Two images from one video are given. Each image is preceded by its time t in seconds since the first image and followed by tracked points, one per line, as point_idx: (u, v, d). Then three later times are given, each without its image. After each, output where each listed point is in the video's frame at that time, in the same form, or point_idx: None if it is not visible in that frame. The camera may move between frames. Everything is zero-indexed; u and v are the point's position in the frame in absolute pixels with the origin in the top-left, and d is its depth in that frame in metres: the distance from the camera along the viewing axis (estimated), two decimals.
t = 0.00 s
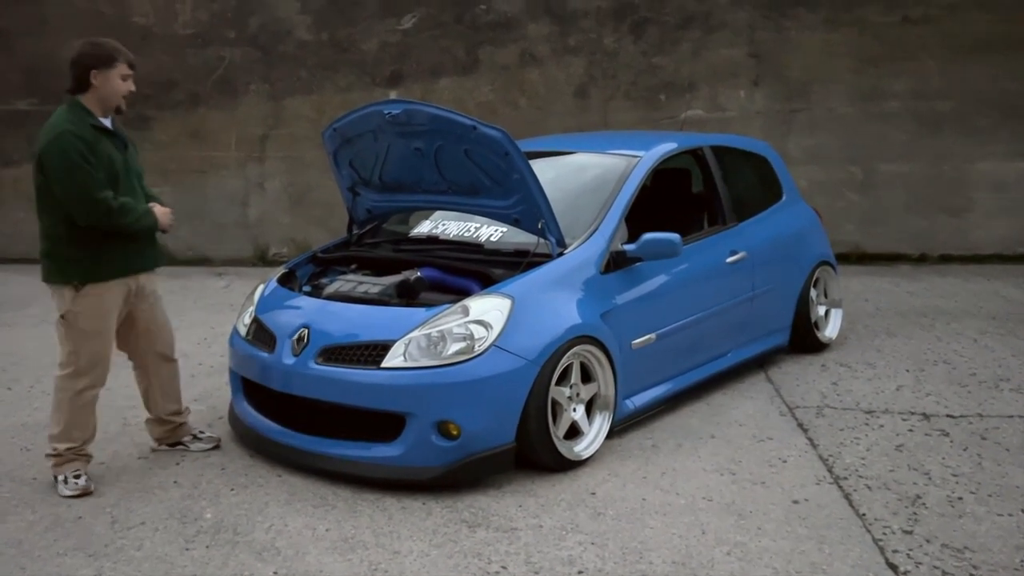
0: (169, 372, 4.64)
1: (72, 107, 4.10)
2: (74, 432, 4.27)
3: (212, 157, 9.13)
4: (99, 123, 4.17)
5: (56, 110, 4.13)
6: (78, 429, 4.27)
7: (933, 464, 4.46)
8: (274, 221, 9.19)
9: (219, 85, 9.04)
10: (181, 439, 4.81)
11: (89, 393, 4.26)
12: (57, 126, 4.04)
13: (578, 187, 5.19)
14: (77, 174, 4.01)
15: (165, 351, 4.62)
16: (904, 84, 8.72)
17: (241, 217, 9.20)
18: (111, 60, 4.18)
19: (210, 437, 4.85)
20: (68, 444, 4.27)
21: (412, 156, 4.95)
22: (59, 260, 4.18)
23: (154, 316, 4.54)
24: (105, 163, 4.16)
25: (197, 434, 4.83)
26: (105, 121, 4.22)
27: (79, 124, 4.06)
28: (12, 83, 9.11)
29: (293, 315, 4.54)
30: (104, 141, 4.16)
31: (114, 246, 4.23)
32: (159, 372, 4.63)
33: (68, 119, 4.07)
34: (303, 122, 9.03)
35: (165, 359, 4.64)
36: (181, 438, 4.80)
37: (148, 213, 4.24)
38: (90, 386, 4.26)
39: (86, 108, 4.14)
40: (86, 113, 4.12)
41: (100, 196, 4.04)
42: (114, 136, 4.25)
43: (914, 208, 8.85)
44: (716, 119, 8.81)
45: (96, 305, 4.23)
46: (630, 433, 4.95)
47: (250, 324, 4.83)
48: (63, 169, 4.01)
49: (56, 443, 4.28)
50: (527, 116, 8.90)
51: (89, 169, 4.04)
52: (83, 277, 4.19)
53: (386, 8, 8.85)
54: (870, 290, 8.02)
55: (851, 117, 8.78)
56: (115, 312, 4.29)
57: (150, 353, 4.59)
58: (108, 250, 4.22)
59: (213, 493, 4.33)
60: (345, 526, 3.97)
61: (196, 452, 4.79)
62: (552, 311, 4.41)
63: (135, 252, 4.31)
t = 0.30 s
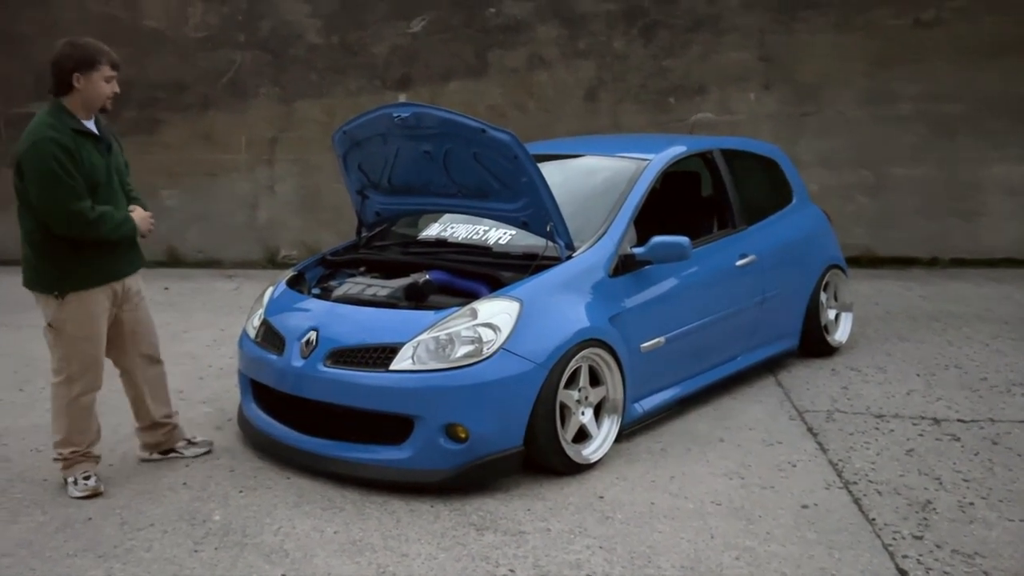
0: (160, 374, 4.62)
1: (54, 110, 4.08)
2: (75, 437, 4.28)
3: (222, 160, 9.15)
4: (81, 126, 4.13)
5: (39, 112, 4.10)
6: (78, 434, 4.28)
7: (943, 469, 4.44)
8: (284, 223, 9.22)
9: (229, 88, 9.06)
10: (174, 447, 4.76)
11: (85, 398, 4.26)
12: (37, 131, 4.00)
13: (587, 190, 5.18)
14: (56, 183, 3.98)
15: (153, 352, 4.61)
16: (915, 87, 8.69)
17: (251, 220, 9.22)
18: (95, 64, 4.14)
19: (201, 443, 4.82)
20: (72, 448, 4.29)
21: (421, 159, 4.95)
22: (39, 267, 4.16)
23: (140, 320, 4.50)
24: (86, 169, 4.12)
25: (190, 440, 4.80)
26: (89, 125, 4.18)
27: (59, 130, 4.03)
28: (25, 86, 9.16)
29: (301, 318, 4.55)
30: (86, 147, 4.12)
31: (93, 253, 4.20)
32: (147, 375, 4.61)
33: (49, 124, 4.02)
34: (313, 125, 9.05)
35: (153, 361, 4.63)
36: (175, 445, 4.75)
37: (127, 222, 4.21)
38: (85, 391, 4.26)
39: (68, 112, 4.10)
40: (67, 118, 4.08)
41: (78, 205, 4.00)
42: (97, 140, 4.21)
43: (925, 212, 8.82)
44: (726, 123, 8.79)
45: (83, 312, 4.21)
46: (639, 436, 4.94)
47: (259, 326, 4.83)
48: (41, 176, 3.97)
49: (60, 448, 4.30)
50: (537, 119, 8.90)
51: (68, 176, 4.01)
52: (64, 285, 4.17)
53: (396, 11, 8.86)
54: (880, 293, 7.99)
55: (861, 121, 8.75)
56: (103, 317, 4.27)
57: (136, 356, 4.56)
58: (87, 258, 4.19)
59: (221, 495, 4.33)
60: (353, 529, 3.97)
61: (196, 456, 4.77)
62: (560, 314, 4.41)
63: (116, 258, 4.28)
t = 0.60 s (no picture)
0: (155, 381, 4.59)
1: (49, 114, 4.09)
2: (80, 440, 4.29)
3: (232, 162, 9.18)
4: (77, 130, 4.13)
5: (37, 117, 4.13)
6: (82, 438, 4.28)
7: (954, 474, 4.41)
8: (294, 226, 9.23)
9: (239, 91, 9.09)
10: (177, 451, 4.75)
11: (86, 401, 4.25)
12: (30, 136, 4.02)
13: (596, 193, 5.18)
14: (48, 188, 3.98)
15: (150, 360, 4.58)
16: (927, 90, 8.65)
17: (261, 223, 9.24)
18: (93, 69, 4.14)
19: (202, 447, 4.84)
20: (77, 450, 4.30)
21: (430, 162, 4.95)
22: (37, 272, 4.17)
23: (139, 325, 4.50)
24: (79, 174, 4.13)
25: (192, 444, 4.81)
26: (87, 129, 4.19)
27: (51, 135, 4.04)
28: (37, 89, 9.21)
29: (310, 321, 4.55)
30: (80, 151, 4.13)
31: (89, 258, 4.19)
32: (144, 382, 4.58)
33: (42, 129, 4.04)
34: (323, 128, 9.07)
35: (150, 368, 4.60)
36: (177, 449, 4.74)
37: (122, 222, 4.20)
38: (85, 395, 4.24)
39: (63, 117, 4.11)
40: (62, 123, 4.10)
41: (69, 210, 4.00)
42: (94, 144, 4.22)
43: (936, 215, 8.78)
44: (736, 126, 8.78)
45: (80, 316, 4.20)
46: (648, 440, 4.92)
47: (269, 329, 4.84)
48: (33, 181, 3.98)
49: (67, 451, 4.32)
50: (547, 122, 8.90)
51: (58, 181, 4.01)
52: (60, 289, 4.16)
53: (406, 14, 8.87)
54: (891, 297, 7.96)
55: (872, 124, 8.72)
56: (101, 321, 4.26)
57: (133, 362, 4.54)
58: (83, 264, 4.18)
59: (230, 497, 4.34)
60: (361, 531, 3.97)
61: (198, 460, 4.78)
62: (569, 318, 4.40)
63: (114, 263, 4.27)
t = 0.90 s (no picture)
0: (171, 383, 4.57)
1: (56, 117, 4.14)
2: (93, 441, 4.30)
3: (244, 166, 9.21)
4: (81, 133, 4.17)
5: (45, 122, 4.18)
6: (95, 440, 4.30)
7: (966, 479, 4.38)
8: (306, 229, 9.26)
9: (251, 95, 9.12)
10: (189, 453, 4.74)
11: (99, 403, 4.27)
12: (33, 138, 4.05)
13: (606, 197, 5.17)
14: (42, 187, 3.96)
15: (166, 360, 4.56)
16: (940, 94, 8.61)
17: (273, 226, 9.27)
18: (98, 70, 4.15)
19: (217, 450, 4.81)
20: (90, 452, 4.32)
21: (439, 165, 4.95)
22: (44, 275, 4.19)
23: (154, 325, 4.49)
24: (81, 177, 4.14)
25: (205, 446, 4.79)
26: (92, 134, 4.23)
27: (53, 137, 4.07)
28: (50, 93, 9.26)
29: (320, 323, 4.56)
30: (82, 155, 4.15)
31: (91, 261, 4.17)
32: (159, 382, 4.56)
33: (45, 132, 4.07)
34: (335, 132, 9.09)
35: (166, 367, 4.58)
36: (189, 451, 4.74)
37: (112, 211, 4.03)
38: (98, 396, 4.26)
39: (67, 120, 4.15)
40: (65, 126, 4.13)
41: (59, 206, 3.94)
42: (99, 149, 4.24)
43: (949, 220, 8.74)
44: (748, 129, 8.76)
45: (88, 317, 4.21)
46: (657, 444, 4.91)
47: (278, 331, 4.85)
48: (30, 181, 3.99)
49: (79, 452, 4.33)
50: (558, 125, 8.90)
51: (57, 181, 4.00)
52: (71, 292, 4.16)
53: (417, 18, 8.88)
54: (903, 302, 7.92)
55: (885, 128, 8.69)
56: (112, 322, 4.27)
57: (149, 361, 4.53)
58: (85, 266, 4.16)
59: (240, 499, 4.35)
60: (370, 534, 3.97)
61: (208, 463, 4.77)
62: (579, 321, 4.40)
63: (116, 267, 4.24)
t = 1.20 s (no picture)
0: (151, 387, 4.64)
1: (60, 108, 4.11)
2: (87, 451, 4.13)
3: (221, 170, 9.24)
4: (79, 124, 4.07)
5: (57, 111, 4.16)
6: (93, 447, 4.14)
7: (924, 469, 4.50)
8: (282, 233, 9.28)
9: (228, 99, 9.15)
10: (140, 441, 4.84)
11: (90, 405, 4.13)
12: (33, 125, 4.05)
13: (572, 194, 5.23)
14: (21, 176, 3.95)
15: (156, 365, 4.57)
16: (910, 97, 8.70)
17: (249, 230, 9.29)
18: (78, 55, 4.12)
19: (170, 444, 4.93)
20: (87, 463, 4.15)
21: (406, 163, 5.00)
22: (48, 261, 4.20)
23: (153, 332, 4.46)
24: (76, 167, 4.07)
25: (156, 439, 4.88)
26: (99, 122, 4.13)
27: (49, 125, 4.03)
28: (27, 98, 9.28)
29: (286, 320, 4.59)
30: (80, 143, 4.07)
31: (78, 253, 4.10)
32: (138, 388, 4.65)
33: (46, 118, 4.05)
34: (311, 136, 9.12)
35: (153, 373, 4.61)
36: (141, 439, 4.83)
37: (82, 212, 3.93)
38: (90, 397, 4.13)
39: (71, 108, 4.10)
40: (66, 115, 4.08)
41: (34, 199, 3.92)
42: (104, 137, 4.13)
43: (919, 221, 8.83)
44: (720, 132, 8.85)
45: (80, 309, 4.14)
46: (623, 438, 4.97)
47: (246, 328, 4.88)
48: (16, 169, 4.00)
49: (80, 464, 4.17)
50: (532, 129, 8.96)
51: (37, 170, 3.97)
52: (59, 283, 4.13)
53: (393, 23, 8.93)
54: (873, 301, 8.01)
55: (856, 131, 8.78)
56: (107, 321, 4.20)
57: (142, 362, 4.54)
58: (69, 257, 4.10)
59: (206, 495, 4.37)
60: (333, 526, 4.01)
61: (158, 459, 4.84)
62: (542, 315, 4.45)
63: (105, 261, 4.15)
